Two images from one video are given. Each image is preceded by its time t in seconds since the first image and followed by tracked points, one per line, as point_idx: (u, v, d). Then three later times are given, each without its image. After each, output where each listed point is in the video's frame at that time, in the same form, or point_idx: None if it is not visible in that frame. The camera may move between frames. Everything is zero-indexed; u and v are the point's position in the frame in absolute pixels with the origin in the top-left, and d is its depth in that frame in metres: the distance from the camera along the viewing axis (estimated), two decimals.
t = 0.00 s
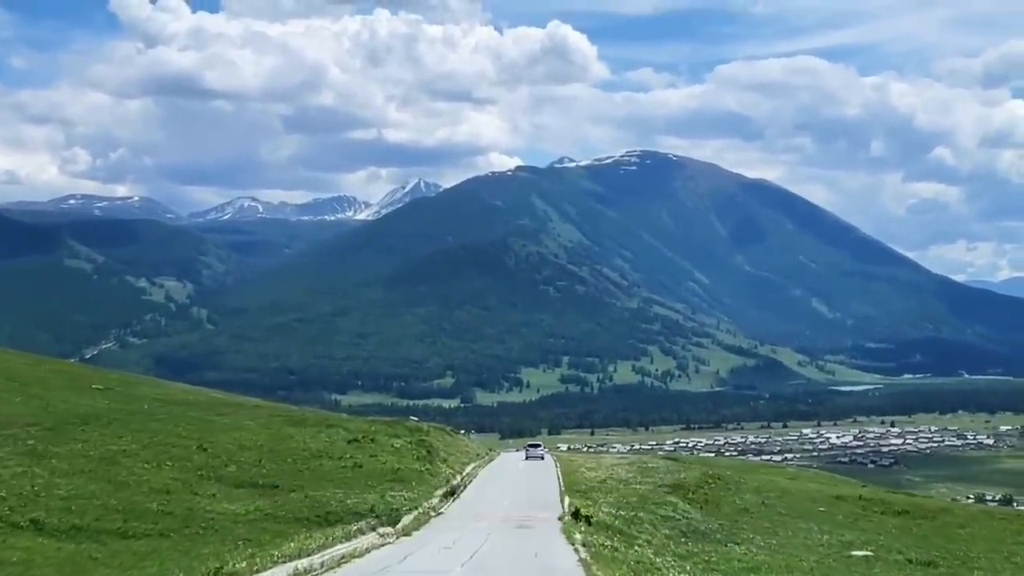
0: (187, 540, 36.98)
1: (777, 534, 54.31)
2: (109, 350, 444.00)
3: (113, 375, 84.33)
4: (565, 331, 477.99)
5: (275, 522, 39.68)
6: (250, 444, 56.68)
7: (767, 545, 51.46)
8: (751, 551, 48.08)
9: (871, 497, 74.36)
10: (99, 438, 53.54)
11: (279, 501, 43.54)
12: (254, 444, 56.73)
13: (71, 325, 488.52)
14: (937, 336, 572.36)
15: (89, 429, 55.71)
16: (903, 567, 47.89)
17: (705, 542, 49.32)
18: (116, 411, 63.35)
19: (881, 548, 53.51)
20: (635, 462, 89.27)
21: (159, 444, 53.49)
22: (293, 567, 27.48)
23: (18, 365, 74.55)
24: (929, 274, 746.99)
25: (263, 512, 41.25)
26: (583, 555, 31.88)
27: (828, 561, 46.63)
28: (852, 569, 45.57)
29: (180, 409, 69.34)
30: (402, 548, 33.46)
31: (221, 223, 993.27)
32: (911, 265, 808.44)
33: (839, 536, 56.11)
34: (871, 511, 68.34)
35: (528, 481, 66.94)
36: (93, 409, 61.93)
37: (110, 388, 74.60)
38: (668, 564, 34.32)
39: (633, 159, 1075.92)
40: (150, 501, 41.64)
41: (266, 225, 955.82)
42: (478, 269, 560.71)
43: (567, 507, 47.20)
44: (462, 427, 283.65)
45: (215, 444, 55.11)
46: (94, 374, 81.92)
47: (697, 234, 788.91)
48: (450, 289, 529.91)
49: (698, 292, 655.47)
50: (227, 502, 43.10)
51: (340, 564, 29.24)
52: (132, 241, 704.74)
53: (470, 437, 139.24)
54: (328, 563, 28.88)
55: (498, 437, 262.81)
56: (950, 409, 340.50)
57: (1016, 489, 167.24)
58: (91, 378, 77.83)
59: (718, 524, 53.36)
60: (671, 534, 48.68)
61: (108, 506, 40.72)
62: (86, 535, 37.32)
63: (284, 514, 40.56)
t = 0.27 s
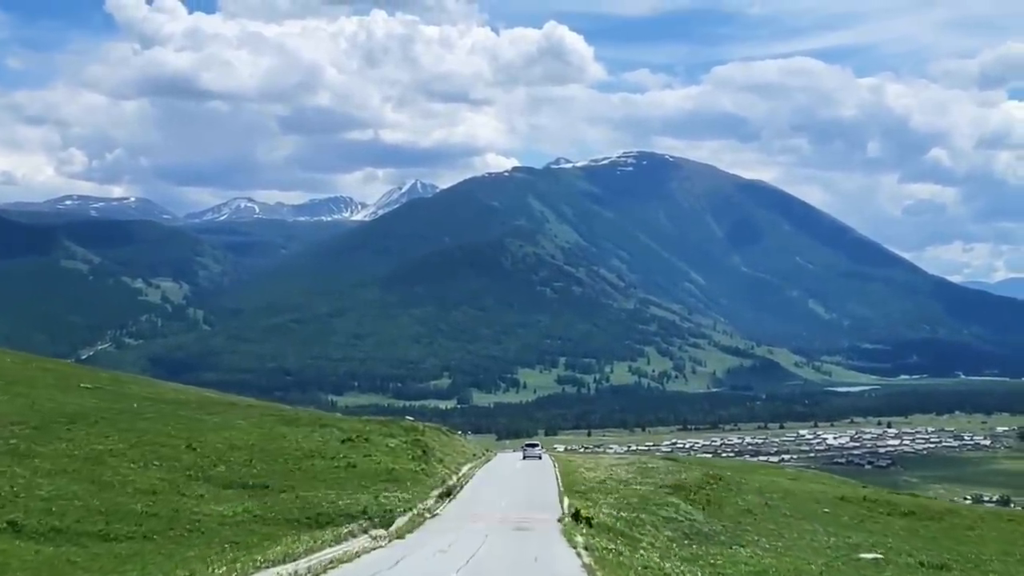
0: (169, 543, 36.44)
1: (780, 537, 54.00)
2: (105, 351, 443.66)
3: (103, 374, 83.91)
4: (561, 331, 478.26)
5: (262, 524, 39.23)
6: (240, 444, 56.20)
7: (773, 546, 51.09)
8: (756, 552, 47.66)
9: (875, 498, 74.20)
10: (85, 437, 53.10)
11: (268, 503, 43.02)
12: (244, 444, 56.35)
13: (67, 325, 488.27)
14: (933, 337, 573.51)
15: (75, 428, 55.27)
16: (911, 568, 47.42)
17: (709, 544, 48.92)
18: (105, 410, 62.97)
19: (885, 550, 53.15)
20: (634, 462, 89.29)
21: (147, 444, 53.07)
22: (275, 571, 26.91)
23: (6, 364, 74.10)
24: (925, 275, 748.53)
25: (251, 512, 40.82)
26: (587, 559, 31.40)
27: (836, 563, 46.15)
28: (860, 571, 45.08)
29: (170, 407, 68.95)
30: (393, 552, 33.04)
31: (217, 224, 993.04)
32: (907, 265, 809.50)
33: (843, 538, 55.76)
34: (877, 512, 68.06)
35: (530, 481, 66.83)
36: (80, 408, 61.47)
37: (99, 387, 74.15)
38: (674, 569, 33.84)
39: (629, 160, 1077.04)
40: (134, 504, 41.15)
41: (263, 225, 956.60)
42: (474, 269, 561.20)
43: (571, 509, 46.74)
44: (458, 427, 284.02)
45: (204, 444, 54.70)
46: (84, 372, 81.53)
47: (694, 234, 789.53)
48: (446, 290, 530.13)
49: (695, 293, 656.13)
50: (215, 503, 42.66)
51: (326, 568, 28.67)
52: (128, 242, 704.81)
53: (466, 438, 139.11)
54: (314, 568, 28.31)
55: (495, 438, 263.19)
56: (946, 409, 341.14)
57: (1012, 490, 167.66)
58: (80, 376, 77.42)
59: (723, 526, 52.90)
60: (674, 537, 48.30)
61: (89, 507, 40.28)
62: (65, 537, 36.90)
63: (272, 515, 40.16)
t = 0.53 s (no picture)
0: (151, 545, 35.93)
1: (785, 538, 53.71)
2: (101, 351, 443.09)
3: (91, 371, 83.56)
4: (558, 332, 478.35)
5: (248, 526, 38.79)
6: (229, 444, 55.81)
7: (777, 548, 50.74)
8: (762, 555, 47.29)
9: (879, 499, 73.92)
10: (70, 437, 52.59)
11: (256, 505, 42.60)
12: (234, 444, 55.98)
13: (63, 326, 487.69)
14: (929, 338, 574.13)
15: (60, 428, 54.79)
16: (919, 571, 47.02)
17: (713, 546, 48.57)
18: (92, 409, 62.57)
19: (887, 553, 52.77)
20: (634, 463, 89.20)
21: (133, 444, 52.66)
22: None
23: None
24: (921, 275, 749.28)
25: (237, 515, 40.38)
26: (591, 565, 30.96)
27: (844, 566, 45.68)
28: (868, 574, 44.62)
29: (159, 407, 68.61)
30: (382, 555, 32.67)
31: (213, 224, 992.62)
32: (903, 265, 810.25)
33: (845, 540, 55.47)
34: (883, 513, 67.75)
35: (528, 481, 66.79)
36: (66, 406, 61.06)
37: (87, 385, 73.71)
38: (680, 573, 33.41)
39: (625, 160, 1077.32)
40: (118, 505, 40.70)
41: (259, 226, 955.49)
42: (470, 270, 561.03)
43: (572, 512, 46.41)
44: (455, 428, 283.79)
45: (193, 444, 54.31)
46: (73, 371, 81.01)
47: (690, 235, 790.12)
48: (442, 291, 530.08)
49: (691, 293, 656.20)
50: (202, 504, 42.30)
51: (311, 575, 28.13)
52: (123, 242, 704.20)
53: (463, 439, 138.98)
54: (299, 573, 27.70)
55: (491, 438, 263.14)
56: (943, 410, 341.36)
57: (1009, 489, 167.78)
58: (69, 375, 76.96)
59: (726, 529, 52.58)
60: (678, 539, 47.93)
61: (70, 509, 39.77)
62: (43, 540, 36.37)
63: (260, 517, 39.83)
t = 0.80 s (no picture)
0: (131, 547, 35.32)
1: (789, 541, 53.46)
2: (96, 351, 442.63)
3: (78, 369, 83.21)
4: (554, 332, 478.37)
5: (232, 529, 38.28)
6: (217, 444, 55.46)
7: (779, 551, 50.44)
8: (767, 557, 46.99)
9: (883, 500, 73.71)
10: (53, 435, 52.00)
11: (243, 507, 42.10)
12: (222, 444, 55.60)
13: (58, 326, 487.21)
14: (925, 338, 574.76)
15: (44, 426, 54.22)
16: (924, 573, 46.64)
17: (716, 549, 48.22)
18: (77, 406, 62.04)
19: (889, 555, 52.45)
20: (631, 462, 89.03)
21: (118, 444, 52.09)
22: None
23: None
24: (917, 275, 750.12)
25: (223, 518, 39.87)
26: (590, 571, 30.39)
27: (849, 567, 45.32)
28: None
29: (146, 406, 68.22)
30: (371, 559, 32.26)
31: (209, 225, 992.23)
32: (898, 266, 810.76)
33: (848, 541, 55.20)
34: (886, 514, 67.47)
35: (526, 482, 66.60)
36: (51, 404, 60.53)
37: (74, 383, 73.26)
38: None
39: (621, 161, 1078.34)
40: (97, 505, 40.10)
41: (254, 227, 954.90)
42: (466, 270, 560.92)
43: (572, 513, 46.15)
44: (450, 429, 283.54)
45: (180, 444, 53.88)
46: (60, 368, 80.56)
47: (686, 235, 790.82)
48: (438, 291, 529.99)
49: (687, 294, 656.40)
50: (188, 507, 41.69)
51: None
52: (119, 243, 703.66)
53: (458, 438, 138.77)
54: None
55: (487, 438, 263.14)
56: (939, 410, 341.47)
57: (1004, 489, 167.80)
58: (56, 373, 76.46)
59: (728, 531, 52.28)
60: (680, 541, 47.64)
61: (48, 509, 39.07)
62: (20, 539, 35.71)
63: (248, 520, 39.41)
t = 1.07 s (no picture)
0: (110, 549, 34.96)
1: (793, 543, 53.06)
2: (91, 351, 441.93)
3: (67, 366, 83.01)
4: (550, 332, 478.17)
5: (215, 531, 37.93)
6: (205, 442, 55.15)
7: (782, 552, 50.11)
8: (769, 559, 46.63)
9: (887, 500, 73.37)
10: (35, 434, 51.59)
11: (228, 508, 41.72)
12: (210, 442, 55.35)
13: (53, 326, 486.47)
14: (920, 338, 575.12)
15: (28, 424, 53.77)
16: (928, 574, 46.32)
17: (718, 551, 47.89)
18: (62, 404, 61.70)
19: (891, 557, 52.12)
20: (629, 462, 88.56)
21: (103, 442, 51.70)
22: None
23: None
24: (913, 275, 750.27)
25: (208, 519, 39.55)
26: None
27: (853, 571, 44.93)
28: None
29: (134, 404, 67.89)
30: (360, 564, 31.80)
31: (204, 224, 990.98)
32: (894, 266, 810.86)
33: (853, 543, 54.82)
34: (892, 515, 67.33)
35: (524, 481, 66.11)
36: (36, 403, 60.18)
37: (60, 381, 72.92)
38: None
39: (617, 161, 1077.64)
40: (77, 506, 39.68)
41: (250, 227, 953.92)
42: (462, 270, 560.67)
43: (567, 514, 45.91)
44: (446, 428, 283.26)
45: (167, 442, 53.62)
46: (49, 366, 80.24)
47: (682, 235, 790.76)
48: (434, 291, 529.92)
49: (683, 294, 656.40)
50: (171, 509, 41.35)
51: None
52: (115, 243, 702.93)
53: (453, 437, 138.42)
54: None
55: (483, 438, 262.98)
56: (935, 410, 341.44)
57: (1001, 490, 167.52)
58: (43, 370, 76.10)
59: (728, 533, 52.04)
60: (679, 543, 47.38)
61: (28, 510, 38.35)
62: None
63: (233, 522, 38.97)
